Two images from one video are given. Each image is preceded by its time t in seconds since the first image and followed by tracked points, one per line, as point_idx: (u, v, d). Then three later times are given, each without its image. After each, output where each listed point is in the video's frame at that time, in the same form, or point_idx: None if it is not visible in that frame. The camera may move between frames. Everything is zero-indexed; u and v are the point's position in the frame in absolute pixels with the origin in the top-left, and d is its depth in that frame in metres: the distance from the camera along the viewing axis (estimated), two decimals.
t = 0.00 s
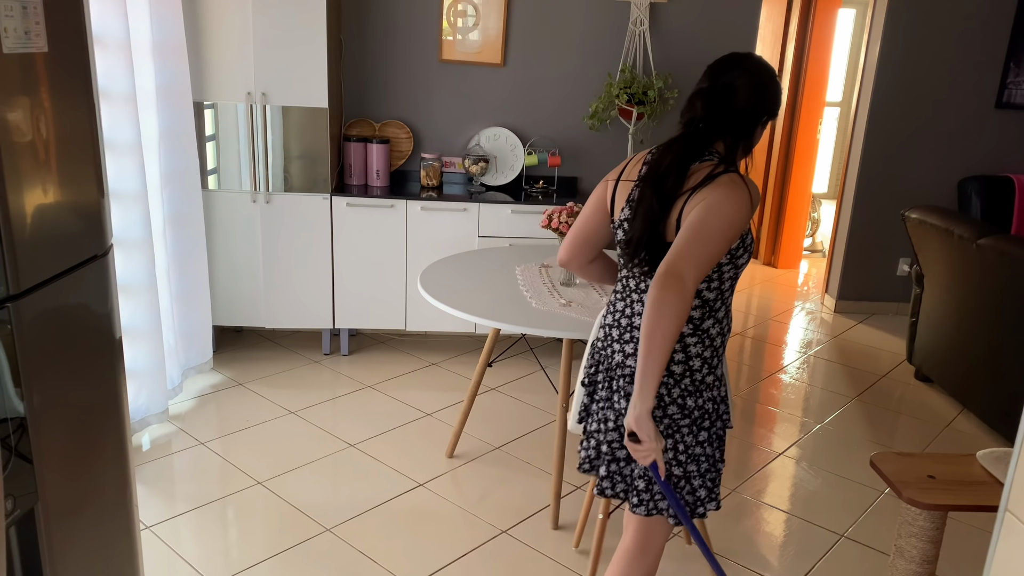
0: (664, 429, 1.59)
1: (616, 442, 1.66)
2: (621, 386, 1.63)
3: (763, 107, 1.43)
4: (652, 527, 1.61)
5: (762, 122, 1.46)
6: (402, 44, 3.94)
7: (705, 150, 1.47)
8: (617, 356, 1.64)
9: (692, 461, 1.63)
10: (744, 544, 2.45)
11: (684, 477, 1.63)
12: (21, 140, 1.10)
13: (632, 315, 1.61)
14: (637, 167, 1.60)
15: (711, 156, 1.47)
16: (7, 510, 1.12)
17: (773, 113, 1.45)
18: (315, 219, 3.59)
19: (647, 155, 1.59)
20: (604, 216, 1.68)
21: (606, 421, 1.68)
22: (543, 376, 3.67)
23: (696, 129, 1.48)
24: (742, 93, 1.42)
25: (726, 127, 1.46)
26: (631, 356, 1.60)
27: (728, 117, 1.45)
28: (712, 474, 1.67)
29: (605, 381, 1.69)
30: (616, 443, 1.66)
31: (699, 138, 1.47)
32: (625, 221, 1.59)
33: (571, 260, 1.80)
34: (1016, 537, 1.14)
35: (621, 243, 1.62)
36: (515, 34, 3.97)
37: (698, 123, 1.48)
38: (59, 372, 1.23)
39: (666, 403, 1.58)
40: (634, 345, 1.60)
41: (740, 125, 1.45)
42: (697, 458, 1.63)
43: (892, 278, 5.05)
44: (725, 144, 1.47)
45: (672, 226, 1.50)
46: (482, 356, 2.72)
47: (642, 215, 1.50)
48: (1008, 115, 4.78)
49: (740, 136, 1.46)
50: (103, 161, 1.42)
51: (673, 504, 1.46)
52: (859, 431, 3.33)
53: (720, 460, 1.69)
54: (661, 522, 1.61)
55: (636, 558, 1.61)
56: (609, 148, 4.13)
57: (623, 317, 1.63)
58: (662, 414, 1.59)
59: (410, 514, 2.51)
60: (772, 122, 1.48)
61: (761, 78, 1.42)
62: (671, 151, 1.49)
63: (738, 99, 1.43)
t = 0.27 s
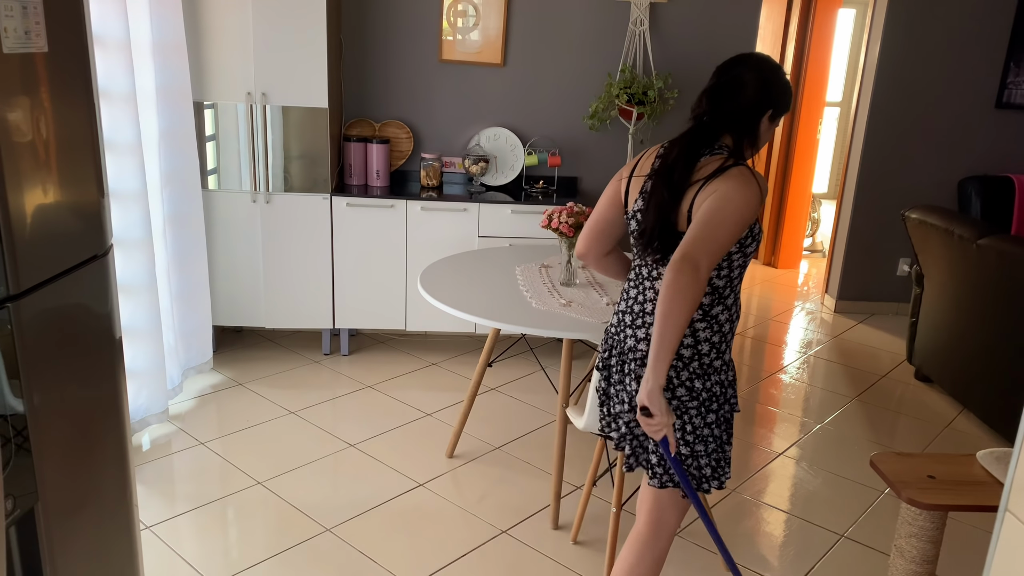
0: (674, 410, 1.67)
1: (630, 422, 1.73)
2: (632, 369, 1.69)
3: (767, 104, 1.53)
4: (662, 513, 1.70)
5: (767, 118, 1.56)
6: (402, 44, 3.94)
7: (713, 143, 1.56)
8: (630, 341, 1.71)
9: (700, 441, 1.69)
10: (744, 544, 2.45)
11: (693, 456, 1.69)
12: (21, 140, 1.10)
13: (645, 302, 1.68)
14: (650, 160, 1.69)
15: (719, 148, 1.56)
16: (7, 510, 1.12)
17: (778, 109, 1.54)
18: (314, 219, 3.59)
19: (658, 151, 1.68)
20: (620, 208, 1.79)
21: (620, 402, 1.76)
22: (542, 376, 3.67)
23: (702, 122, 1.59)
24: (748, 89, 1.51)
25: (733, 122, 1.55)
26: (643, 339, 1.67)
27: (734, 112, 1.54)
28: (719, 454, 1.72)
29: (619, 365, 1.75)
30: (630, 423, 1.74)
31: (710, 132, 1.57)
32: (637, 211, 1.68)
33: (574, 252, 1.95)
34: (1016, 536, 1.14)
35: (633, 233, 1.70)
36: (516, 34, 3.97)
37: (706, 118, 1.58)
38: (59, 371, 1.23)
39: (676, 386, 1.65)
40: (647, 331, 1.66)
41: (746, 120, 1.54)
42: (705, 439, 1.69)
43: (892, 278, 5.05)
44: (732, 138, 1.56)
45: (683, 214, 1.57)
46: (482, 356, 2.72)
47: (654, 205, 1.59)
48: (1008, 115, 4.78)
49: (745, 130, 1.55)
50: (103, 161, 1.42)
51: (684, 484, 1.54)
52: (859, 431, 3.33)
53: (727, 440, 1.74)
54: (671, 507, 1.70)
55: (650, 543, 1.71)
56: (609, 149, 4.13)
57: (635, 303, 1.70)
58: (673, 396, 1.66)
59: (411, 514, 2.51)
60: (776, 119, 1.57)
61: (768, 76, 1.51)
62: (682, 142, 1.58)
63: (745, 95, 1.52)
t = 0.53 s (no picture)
0: (678, 399, 1.70)
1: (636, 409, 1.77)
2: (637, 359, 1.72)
3: (777, 105, 1.54)
4: (671, 502, 1.74)
5: (777, 120, 1.56)
6: (402, 44, 3.94)
7: (721, 140, 1.57)
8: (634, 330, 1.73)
9: (706, 429, 1.72)
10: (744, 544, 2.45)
11: (699, 444, 1.72)
12: (21, 140, 1.10)
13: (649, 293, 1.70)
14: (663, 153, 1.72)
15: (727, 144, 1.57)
16: (6, 511, 1.12)
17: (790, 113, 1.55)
18: (314, 219, 3.59)
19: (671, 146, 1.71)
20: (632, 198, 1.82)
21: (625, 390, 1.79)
22: (542, 376, 3.67)
23: (714, 119, 1.61)
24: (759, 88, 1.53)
25: (743, 119, 1.56)
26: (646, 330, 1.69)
27: (746, 111, 1.56)
28: (727, 441, 1.75)
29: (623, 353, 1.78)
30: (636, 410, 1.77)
31: (721, 128, 1.59)
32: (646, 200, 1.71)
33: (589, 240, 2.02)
34: (1015, 536, 1.14)
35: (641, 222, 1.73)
36: (516, 34, 3.97)
37: (718, 112, 1.59)
38: (59, 370, 1.23)
39: (679, 375, 1.68)
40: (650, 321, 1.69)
41: (757, 118, 1.55)
42: (711, 427, 1.72)
43: (892, 278, 5.05)
44: (741, 136, 1.57)
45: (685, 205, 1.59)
46: (482, 356, 2.72)
47: (659, 194, 1.62)
48: (1008, 115, 4.78)
49: (755, 129, 1.56)
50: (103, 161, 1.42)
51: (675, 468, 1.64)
52: (859, 431, 3.33)
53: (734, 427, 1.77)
54: (681, 496, 1.74)
55: (661, 533, 1.75)
56: (609, 149, 4.13)
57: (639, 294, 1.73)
58: (676, 385, 1.69)
59: (411, 514, 2.52)
60: (789, 122, 1.57)
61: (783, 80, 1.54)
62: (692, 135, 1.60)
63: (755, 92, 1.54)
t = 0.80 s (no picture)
0: (655, 390, 1.70)
1: (618, 401, 1.78)
2: (618, 348, 1.74)
3: (769, 101, 1.55)
4: (663, 499, 1.76)
5: (772, 116, 1.56)
6: (402, 45, 3.94)
7: (715, 136, 1.59)
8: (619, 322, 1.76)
9: (683, 423, 1.71)
10: (744, 544, 2.45)
11: (676, 437, 1.71)
12: (21, 140, 1.10)
13: (635, 287, 1.73)
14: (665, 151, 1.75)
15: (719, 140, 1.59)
16: (6, 511, 1.12)
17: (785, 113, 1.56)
18: (314, 219, 3.59)
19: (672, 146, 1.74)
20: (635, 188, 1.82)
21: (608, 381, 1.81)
22: (542, 376, 3.67)
23: (710, 116, 1.63)
24: (750, 85, 1.55)
25: (737, 116, 1.58)
26: (629, 319, 1.72)
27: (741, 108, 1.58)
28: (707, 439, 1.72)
29: (609, 345, 1.81)
30: (617, 402, 1.78)
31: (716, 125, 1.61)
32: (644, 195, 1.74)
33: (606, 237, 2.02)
34: (1016, 536, 1.14)
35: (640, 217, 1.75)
36: (516, 34, 3.97)
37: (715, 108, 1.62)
38: (59, 370, 1.23)
39: (656, 366, 1.69)
40: (632, 312, 1.71)
41: (751, 116, 1.57)
42: (688, 421, 1.71)
43: (892, 278, 5.05)
44: (735, 133, 1.59)
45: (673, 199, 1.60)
46: (482, 356, 2.71)
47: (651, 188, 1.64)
48: (1008, 115, 4.78)
49: (749, 128, 1.58)
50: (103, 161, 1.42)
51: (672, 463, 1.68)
52: (859, 431, 3.33)
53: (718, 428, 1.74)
54: (673, 492, 1.76)
55: (653, 524, 1.77)
56: (609, 149, 4.13)
57: (627, 287, 1.76)
58: (653, 376, 1.69)
59: (411, 514, 2.52)
60: (786, 119, 1.57)
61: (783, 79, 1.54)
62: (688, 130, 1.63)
63: (748, 90, 1.57)
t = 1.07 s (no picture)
0: (605, 380, 1.69)
1: (573, 386, 1.78)
2: (584, 333, 1.76)
3: (769, 107, 1.56)
4: (611, 492, 1.74)
5: (770, 122, 1.57)
6: (402, 45, 3.94)
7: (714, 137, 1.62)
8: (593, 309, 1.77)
9: (623, 419, 1.68)
10: (744, 545, 2.45)
11: (613, 431, 1.69)
12: (21, 140, 1.10)
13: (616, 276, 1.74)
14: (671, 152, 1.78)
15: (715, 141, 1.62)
16: (6, 510, 1.13)
17: (785, 119, 1.56)
18: (314, 219, 3.59)
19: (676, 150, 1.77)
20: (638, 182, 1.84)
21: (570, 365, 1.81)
22: (542, 376, 3.67)
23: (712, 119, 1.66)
24: (753, 92, 1.58)
25: (738, 120, 1.60)
26: (601, 307, 1.73)
27: (741, 112, 1.60)
28: (647, 441, 1.68)
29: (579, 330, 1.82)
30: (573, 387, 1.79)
31: (716, 127, 1.64)
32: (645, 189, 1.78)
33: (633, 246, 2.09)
34: (1015, 536, 1.14)
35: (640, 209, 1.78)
36: (515, 34, 3.97)
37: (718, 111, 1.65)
38: (59, 370, 1.23)
39: (610, 356, 1.68)
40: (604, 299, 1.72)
41: (749, 119, 1.59)
42: (629, 417, 1.67)
43: (892, 278, 5.05)
44: (734, 135, 1.61)
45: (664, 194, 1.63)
46: (482, 356, 2.71)
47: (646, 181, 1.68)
48: (1008, 115, 4.78)
49: (745, 131, 1.59)
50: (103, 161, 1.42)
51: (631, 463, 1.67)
52: (859, 431, 3.33)
53: (662, 433, 1.69)
54: (620, 488, 1.73)
55: (603, 517, 1.75)
56: (609, 149, 4.13)
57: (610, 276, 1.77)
58: (606, 364, 1.69)
59: (411, 514, 2.52)
60: (786, 127, 1.57)
61: (791, 91, 1.55)
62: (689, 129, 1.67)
63: (751, 97, 1.59)
